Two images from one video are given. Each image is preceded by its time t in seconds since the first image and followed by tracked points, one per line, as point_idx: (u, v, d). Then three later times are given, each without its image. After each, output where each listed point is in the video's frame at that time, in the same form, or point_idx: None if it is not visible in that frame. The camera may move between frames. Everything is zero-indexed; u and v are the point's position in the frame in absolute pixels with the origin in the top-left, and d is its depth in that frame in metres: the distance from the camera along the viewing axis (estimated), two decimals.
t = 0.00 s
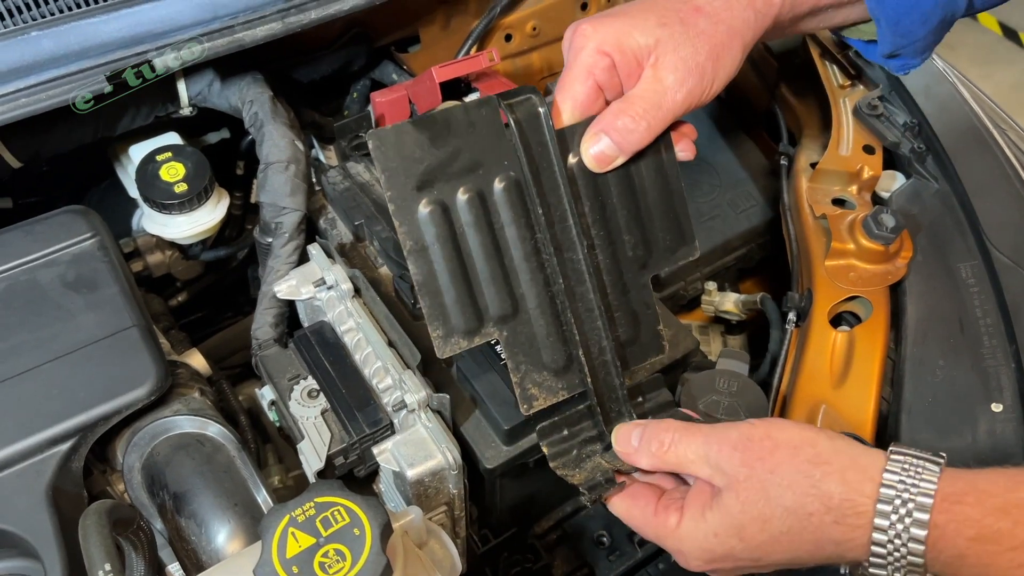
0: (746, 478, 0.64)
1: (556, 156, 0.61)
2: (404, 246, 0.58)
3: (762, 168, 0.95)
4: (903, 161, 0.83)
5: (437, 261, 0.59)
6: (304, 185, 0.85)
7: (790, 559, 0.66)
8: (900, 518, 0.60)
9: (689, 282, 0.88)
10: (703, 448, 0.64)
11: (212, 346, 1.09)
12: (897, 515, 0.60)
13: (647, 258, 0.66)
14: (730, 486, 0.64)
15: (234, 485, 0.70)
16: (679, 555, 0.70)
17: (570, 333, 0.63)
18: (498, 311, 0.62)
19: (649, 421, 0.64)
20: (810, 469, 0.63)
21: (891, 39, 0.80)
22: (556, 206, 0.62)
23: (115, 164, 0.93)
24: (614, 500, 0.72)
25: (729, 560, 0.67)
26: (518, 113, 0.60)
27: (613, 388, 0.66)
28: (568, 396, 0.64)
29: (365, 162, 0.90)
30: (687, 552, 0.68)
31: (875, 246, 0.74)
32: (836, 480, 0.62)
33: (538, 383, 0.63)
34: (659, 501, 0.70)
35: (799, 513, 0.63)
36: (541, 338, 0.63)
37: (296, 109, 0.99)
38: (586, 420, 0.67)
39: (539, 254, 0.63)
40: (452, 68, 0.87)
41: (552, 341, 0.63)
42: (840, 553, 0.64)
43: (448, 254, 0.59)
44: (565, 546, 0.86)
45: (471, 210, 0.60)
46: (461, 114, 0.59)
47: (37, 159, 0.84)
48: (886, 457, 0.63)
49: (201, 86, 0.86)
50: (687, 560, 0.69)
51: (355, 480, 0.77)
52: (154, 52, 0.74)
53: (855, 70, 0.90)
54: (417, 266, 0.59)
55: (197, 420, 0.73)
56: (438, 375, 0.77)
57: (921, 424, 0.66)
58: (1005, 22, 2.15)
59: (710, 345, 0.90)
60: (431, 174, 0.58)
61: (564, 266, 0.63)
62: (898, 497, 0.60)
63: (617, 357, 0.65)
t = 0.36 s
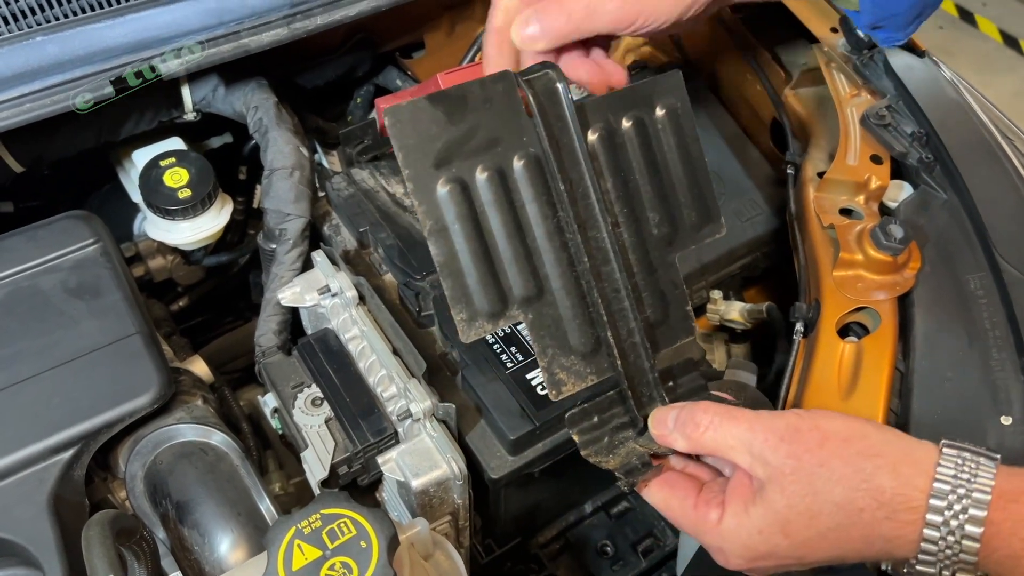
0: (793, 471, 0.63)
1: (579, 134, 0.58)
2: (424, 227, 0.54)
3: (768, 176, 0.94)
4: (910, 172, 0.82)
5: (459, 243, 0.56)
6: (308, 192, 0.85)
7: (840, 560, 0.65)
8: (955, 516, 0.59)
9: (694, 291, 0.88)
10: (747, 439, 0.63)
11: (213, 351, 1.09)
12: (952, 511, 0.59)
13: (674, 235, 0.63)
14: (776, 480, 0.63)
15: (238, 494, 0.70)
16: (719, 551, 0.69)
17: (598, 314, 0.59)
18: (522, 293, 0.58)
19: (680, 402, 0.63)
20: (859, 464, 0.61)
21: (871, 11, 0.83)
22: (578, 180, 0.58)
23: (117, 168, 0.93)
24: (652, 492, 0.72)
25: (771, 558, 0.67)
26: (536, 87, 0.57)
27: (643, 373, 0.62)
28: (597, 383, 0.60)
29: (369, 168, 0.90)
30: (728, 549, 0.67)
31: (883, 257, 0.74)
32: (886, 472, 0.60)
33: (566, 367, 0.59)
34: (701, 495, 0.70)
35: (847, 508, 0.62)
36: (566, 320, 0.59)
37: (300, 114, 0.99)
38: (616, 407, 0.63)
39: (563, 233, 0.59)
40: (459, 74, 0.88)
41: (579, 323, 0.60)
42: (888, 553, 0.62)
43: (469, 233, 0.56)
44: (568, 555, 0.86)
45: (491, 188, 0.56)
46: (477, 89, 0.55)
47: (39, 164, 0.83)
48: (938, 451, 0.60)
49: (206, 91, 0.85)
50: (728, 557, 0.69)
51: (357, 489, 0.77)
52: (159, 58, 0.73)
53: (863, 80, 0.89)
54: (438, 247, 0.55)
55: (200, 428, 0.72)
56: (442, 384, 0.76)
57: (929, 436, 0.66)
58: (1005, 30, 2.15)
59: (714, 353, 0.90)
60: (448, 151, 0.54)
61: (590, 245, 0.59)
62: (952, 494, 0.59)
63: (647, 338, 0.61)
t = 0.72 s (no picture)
0: (846, 443, 0.60)
1: (630, 98, 0.56)
2: (472, 160, 0.53)
3: (779, 188, 0.94)
4: (924, 186, 0.82)
5: (504, 183, 0.55)
6: (317, 203, 0.84)
7: (883, 549, 0.61)
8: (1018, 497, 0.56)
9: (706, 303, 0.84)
10: (797, 407, 0.60)
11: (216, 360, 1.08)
12: (1015, 492, 0.57)
13: (712, 211, 0.63)
14: (829, 454, 0.60)
15: (246, 510, 0.69)
16: (758, 528, 0.65)
17: (636, 277, 0.57)
18: (563, 244, 0.57)
19: (732, 366, 0.60)
20: (918, 437, 0.59)
21: (916, 83, 0.84)
22: (625, 142, 0.57)
23: (123, 177, 0.92)
24: (686, 462, 0.68)
25: (814, 539, 0.62)
26: (594, 42, 0.56)
27: (677, 345, 0.59)
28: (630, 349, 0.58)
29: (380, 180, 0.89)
30: (771, 524, 0.63)
31: (900, 273, 0.73)
32: (950, 452, 0.59)
33: (601, 328, 0.57)
34: (742, 467, 0.66)
35: (904, 483, 0.60)
36: (605, 281, 0.58)
37: (307, 123, 0.98)
38: (648, 378, 0.61)
39: (610, 205, 0.58)
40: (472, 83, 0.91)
41: (615, 285, 0.58)
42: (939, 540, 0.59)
43: (516, 174, 0.55)
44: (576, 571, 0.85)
45: (541, 136, 0.56)
46: (535, 34, 0.54)
47: (44, 173, 0.82)
48: (1000, 433, 0.59)
49: (214, 100, 0.84)
50: (766, 535, 0.64)
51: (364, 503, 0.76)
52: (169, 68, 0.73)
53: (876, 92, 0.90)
54: (484, 185, 0.54)
55: (209, 443, 0.72)
56: (453, 399, 0.75)
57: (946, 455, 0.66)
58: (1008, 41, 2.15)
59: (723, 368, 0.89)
60: (503, 89, 0.54)
61: (631, 207, 0.57)
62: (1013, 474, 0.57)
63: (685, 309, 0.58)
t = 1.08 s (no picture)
0: (869, 373, 0.55)
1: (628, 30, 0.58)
2: (465, 67, 0.56)
3: (783, 200, 0.93)
4: (930, 200, 0.81)
5: (498, 92, 0.57)
6: (316, 215, 0.83)
7: (907, 493, 0.59)
8: None
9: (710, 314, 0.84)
10: (816, 328, 0.56)
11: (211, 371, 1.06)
12: None
13: (719, 150, 0.62)
14: (853, 388, 0.56)
15: (243, 529, 0.68)
16: (768, 470, 0.60)
17: (636, 202, 0.57)
18: (562, 163, 0.57)
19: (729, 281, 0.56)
20: (950, 371, 0.56)
21: (916, 84, 0.83)
22: (624, 65, 0.58)
23: (118, 187, 0.91)
24: (689, 397, 0.61)
25: (830, 480, 0.59)
26: None
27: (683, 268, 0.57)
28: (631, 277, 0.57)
29: (380, 192, 0.88)
30: (783, 464, 0.59)
31: (908, 290, 0.72)
32: (985, 388, 0.56)
33: (601, 252, 0.56)
34: (751, 402, 0.61)
35: (934, 419, 0.55)
36: (604, 204, 0.57)
37: (306, 133, 0.97)
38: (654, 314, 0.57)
39: (610, 129, 0.58)
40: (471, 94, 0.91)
41: (617, 212, 0.57)
42: (970, 488, 0.57)
43: (514, 100, 0.57)
44: None
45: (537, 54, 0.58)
46: None
47: (40, 183, 0.81)
48: None
49: (212, 110, 0.83)
50: (777, 475, 0.60)
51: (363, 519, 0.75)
52: (167, 79, 0.73)
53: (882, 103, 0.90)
54: (475, 91, 0.56)
55: (206, 460, 0.71)
56: (453, 415, 0.74)
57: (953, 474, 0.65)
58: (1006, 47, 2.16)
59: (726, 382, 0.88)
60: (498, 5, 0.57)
61: (633, 132, 0.57)
62: None
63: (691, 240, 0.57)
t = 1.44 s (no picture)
0: (833, 179, 0.50)
1: None
2: None
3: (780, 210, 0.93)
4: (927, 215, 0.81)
5: None
6: (312, 225, 0.82)
7: (868, 314, 0.53)
8: None
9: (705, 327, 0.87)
10: (769, 116, 0.51)
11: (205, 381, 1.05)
12: None
13: None
14: (815, 184, 0.50)
15: (238, 543, 0.67)
16: (708, 283, 0.54)
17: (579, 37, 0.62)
18: (499, 24, 0.61)
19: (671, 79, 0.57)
20: (928, 173, 0.49)
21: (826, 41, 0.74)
22: None
23: (112, 196, 0.90)
24: (619, 240, 0.59)
25: (780, 290, 0.52)
26: None
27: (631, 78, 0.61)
28: (585, 119, 0.59)
29: (376, 202, 0.87)
30: (728, 273, 0.52)
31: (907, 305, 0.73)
32: (983, 233, 0.49)
33: (548, 95, 0.58)
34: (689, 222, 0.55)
35: (902, 218, 0.48)
36: (543, 49, 0.61)
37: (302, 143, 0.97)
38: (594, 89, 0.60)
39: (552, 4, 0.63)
40: (467, 105, 0.91)
41: (556, 51, 0.61)
42: (946, 314, 0.52)
43: None
44: None
45: None
46: None
47: (34, 193, 0.81)
48: None
49: (208, 120, 0.83)
50: (721, 288, 0.53)
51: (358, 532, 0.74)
52: (161, 89, 0.72)
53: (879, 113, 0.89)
54: None
55: (200, 474, 0.70)
56: (452, 427, 0.73)
57: (953, 488, 0.66)
58: (998, 54, 2.17)
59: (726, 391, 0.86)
60: None
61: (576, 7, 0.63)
62: None
63: (644, 79, 0.61)
